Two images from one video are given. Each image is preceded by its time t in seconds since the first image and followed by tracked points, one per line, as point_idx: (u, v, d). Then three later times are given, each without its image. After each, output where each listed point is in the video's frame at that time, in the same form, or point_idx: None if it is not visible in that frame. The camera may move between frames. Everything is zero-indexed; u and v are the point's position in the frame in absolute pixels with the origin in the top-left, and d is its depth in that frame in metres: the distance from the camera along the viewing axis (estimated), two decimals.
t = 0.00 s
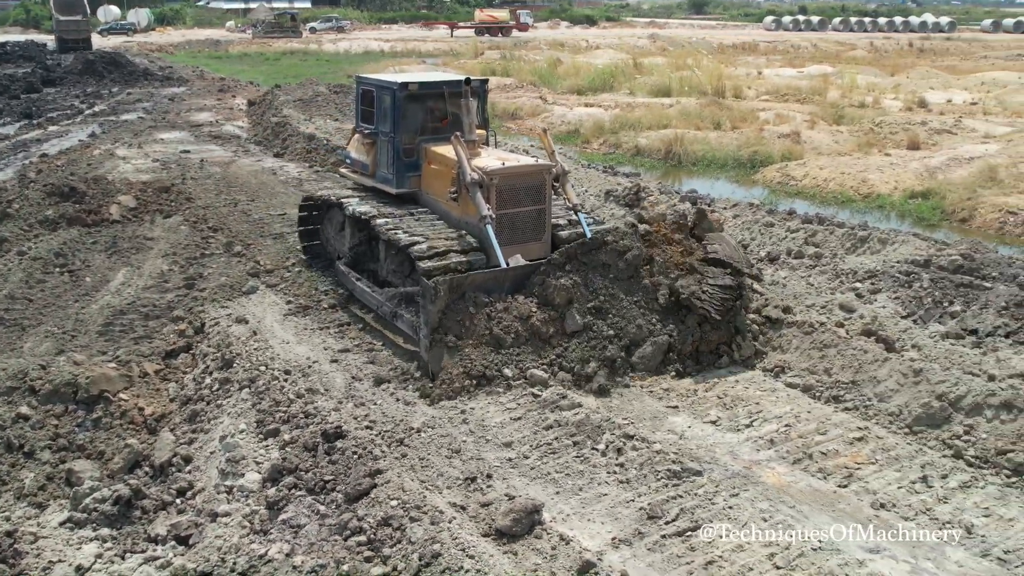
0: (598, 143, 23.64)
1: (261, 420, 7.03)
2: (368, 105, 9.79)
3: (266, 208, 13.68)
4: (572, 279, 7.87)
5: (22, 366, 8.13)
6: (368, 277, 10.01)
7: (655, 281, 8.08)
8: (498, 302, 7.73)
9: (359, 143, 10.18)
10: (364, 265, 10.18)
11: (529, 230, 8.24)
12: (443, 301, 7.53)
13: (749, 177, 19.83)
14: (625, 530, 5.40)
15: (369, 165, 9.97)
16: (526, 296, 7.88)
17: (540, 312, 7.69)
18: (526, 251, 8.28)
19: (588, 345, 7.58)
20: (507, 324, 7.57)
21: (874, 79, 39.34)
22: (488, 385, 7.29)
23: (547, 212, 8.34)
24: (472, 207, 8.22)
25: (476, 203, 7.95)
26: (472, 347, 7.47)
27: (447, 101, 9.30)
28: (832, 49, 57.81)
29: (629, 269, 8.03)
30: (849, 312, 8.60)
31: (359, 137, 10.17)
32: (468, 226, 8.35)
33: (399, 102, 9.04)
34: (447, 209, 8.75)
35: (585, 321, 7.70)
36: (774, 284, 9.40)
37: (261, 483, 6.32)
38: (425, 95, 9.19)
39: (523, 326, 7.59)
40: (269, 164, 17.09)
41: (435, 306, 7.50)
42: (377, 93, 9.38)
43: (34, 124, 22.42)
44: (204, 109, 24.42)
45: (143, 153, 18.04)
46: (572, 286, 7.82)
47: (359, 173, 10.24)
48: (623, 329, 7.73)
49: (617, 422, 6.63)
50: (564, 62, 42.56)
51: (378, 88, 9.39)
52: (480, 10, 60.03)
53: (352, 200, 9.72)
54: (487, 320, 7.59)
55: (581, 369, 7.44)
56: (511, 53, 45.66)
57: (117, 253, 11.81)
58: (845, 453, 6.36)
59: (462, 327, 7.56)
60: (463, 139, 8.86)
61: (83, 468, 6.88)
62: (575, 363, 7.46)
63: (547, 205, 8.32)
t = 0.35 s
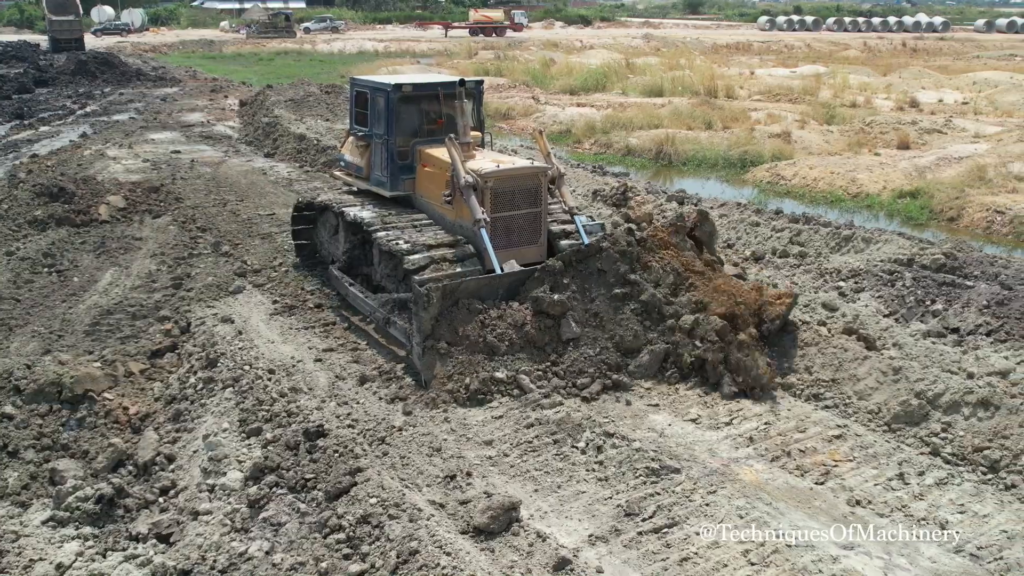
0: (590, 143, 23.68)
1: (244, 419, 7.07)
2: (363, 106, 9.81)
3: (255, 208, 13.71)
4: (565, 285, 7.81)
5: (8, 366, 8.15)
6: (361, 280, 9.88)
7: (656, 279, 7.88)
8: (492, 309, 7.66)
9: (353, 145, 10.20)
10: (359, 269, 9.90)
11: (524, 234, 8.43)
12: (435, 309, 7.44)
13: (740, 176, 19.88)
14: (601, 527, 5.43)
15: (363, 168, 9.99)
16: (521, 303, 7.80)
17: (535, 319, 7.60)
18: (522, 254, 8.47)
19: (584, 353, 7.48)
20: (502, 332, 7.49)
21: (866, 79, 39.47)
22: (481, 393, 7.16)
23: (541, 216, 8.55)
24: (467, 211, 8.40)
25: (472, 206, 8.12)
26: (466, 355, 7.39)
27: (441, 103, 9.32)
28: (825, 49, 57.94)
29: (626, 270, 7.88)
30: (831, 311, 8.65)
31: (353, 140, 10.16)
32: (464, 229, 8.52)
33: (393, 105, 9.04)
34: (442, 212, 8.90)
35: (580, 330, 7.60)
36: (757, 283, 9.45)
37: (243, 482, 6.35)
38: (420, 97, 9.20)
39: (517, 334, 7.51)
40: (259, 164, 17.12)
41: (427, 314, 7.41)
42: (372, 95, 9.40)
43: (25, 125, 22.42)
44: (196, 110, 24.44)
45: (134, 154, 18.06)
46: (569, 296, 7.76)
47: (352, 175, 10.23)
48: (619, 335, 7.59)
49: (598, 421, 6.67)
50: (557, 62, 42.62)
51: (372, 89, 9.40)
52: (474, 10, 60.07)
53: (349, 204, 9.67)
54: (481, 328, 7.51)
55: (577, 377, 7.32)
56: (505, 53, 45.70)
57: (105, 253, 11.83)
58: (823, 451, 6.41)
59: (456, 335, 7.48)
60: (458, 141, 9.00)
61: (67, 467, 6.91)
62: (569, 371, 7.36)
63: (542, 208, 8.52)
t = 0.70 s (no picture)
0: (580, 143, 23.73)
1: (225, 419, 7.10)
2: (357, 109, 9.69)
3: (242, 208, 13.74)
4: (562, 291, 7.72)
5: None
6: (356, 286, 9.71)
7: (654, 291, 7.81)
8: (488, 316, 7.52)
9: (348, 150, 10.13)
10: (352, 275, 9.76)
11: (521, 239, 8.24)
12: (431, 316, 7.30)
13: (729, 176, 19.93)
14: (576, 525, 5.47)
15: (358, 172, 9.89)
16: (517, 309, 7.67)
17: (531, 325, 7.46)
18: (519, 261, 8.29)
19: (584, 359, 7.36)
20: (498, 339, 7.35)
21: (857, 79, 39.61)
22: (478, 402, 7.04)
23: (539, 221, 8.34)
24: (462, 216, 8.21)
25: (466, 211, 7.93)
26: (462, 363, 7.25)
27: (437, 105, 9.18)
28: (817, 49, 58.12)
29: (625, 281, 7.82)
30: (812, 311, 8.70)
31: (348, 142, 10.07)
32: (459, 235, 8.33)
33: (387, 107, 8.91)
34: (436, 217, 8.72)
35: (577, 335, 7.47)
36: (740, 283, 9.49)
37: (223, 481, 6.38)
38: (415, 100, 9.07)
39: (514, 341, 7.37)
40: (248, 165, 17.16)
41: (422, 321, 7.27)
42: (366, 98, 9.26)
43: (15, 125, 22.44)
44: (187, 110, 24.47)
45: (123, 154, 18.08)
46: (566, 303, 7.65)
47: (347, 180, 10.16)
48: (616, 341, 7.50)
49: (577, 420, 6.73)
50: (549, 62, 42.69)
51: (366, 92, 9.27)
52: (468, 10, 60.13)
53: (339, 207, 9.63)
54: (477, 336, 7.37)
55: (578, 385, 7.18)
56: (498, 53, 45.77)
57: (91, 253, 11.85)
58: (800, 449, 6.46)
59: (452, 343, 7.34)
60: (454, 145, 8.81)
61: (48, 467, 6.92)
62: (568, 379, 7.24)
63: (540, 213, 8.32)
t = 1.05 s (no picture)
0: (571, 142, 23.77)
1: (206, 418, 7.12)
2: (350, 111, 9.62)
3: (231, 208, 13.77)
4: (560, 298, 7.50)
5: None
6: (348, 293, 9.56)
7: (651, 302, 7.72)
8: (484, 323, 7.30)
9: (341, 152, 10.07)
10: (345, 281, 9.61)
11: (516, 244, 8.28)
12: (423, 323, 7.12)
13: (719, 176, 19.96)
14: (550, 523, 5.50)
15: (351, 176, 9.83)
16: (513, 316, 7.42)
17: (528, 333, 7.21)
18: (514, 266, 8.35)
19: (582, 369, 7.13)
20: (493, 347, 7.12)
21: (850, 78, 39.72)
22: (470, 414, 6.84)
23: (535, 226, 8.40)
24: (457, 220, 8.22)
25: (462, 215, 7.93)
26: (455, 371, 7.05)
27: (432, 107, 9.12)
28: (811, 49, 58.24)
29: (624, 291, 7.67)
30: (793, 310, 8.74)
31: (342, 145, 10.02)
32: (454, 240, 8.34)
33: (380, 110, 8.85)
34: (431, 221, 8.71)
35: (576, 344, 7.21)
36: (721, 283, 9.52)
37: (202, 480, 6.41)
38: (409, 102, 9.02)
39: (509, 349, 7.13)
40: (238, 165, 17.19)
41: (415, 328, 7.10)
42: (360, 100, 9.22)
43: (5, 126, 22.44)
44: (178, 111, 24.48)
45: (113, 155, 18.10)
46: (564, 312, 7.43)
47: (340, 183, 10.09)
48: (614, 350, 7.30)
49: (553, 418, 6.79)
50: (544, 62, 42.74)
51: (360, 93, 9.22)
52: (462, 10, 60.17)
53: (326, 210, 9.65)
54: (471, 344, 7.15)
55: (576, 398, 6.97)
56: (492, 53, 45.78)
57: (78, 253, 11.87)
58: (776, 447, 6.50)
59: (445, 351, 7.14)
60: (449, 148, 8.80)
61: (30, 466, 6.94)
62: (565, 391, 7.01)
63: (535, 217, 8.37)
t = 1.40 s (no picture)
0: (562, 142, 23.81)
1: (187, 416, 7.17)
2: (343, 114, 9.46)
3: (219, 208, 13.81)
4: (558, 305, 7.34)
5: None
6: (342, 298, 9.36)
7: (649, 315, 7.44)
8: (479, 331, 7.17)
9: (333, 155, 9.90)
10: (339, 286, 9.38)
11: (512, 250, 8.14)
12: (418, 333, 7.03)
13: (709, 176, 19.99)
14: (523, 519, 5.55)
15: (343, 179, 9.68)
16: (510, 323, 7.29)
17: (524, 342, 7.08)
18: (511, 272, 8.19)
19: (577, 378, 6.96)
20: (488, 355, 6.98)
21: (843, 78, 39.81)
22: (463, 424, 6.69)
23: (531, 230, 8.24)
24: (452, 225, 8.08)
25: (457, 220, 7.81)
26: (450, 380, 6.93)
27: (426, 110, 8.98)
28: (805, 49, 58.41)
29: (624, 296, 7.46)
30: (774, 308, 8.79)
31: (334, 148, 9.85)
32: (448, 245, 8.19)
33: (374, 112, 8.70)
34: (426, 225, 8.56)
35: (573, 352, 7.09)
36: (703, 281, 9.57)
37: (181, 478, 6.46)
38: (402, 104, 8.87)
39: (504, 358, 6.98)
40: (228, 165, 17.21)
41: (409, 338, 7.02)
42: (352, 102, 9.06)
43: None
44: (171, 111, 24.51)
45: (103, 155, 18.12)
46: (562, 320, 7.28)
47: (333, 187, 9.92)
48: (610, 353, 7.15)
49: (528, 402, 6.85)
50: (537, 62, 42.78)
51: (353, 95, 9.06)
52: (457, 11, 60.19)
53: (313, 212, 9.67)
54: (466, 353, 7.03)
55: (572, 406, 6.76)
56: (487, 54, 45.83)
57: (66, 253, 11.89)
58: (751, 444, 6.55)
59: (440, 360, 7.05)
60: (444, 151, 8.66)
61: (12, 464, 6.98)
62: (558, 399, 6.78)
63: (531, 221, 8.21)
